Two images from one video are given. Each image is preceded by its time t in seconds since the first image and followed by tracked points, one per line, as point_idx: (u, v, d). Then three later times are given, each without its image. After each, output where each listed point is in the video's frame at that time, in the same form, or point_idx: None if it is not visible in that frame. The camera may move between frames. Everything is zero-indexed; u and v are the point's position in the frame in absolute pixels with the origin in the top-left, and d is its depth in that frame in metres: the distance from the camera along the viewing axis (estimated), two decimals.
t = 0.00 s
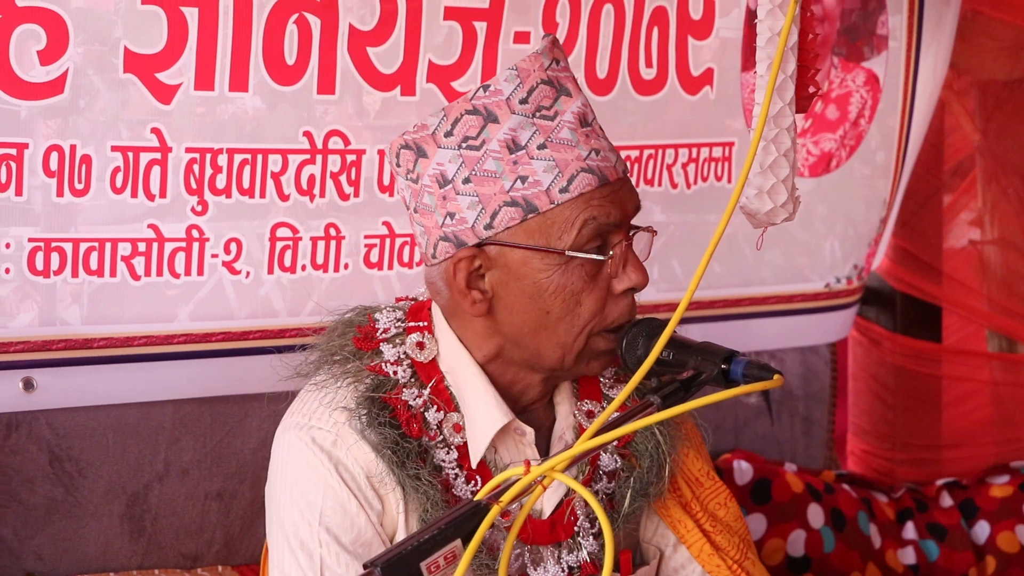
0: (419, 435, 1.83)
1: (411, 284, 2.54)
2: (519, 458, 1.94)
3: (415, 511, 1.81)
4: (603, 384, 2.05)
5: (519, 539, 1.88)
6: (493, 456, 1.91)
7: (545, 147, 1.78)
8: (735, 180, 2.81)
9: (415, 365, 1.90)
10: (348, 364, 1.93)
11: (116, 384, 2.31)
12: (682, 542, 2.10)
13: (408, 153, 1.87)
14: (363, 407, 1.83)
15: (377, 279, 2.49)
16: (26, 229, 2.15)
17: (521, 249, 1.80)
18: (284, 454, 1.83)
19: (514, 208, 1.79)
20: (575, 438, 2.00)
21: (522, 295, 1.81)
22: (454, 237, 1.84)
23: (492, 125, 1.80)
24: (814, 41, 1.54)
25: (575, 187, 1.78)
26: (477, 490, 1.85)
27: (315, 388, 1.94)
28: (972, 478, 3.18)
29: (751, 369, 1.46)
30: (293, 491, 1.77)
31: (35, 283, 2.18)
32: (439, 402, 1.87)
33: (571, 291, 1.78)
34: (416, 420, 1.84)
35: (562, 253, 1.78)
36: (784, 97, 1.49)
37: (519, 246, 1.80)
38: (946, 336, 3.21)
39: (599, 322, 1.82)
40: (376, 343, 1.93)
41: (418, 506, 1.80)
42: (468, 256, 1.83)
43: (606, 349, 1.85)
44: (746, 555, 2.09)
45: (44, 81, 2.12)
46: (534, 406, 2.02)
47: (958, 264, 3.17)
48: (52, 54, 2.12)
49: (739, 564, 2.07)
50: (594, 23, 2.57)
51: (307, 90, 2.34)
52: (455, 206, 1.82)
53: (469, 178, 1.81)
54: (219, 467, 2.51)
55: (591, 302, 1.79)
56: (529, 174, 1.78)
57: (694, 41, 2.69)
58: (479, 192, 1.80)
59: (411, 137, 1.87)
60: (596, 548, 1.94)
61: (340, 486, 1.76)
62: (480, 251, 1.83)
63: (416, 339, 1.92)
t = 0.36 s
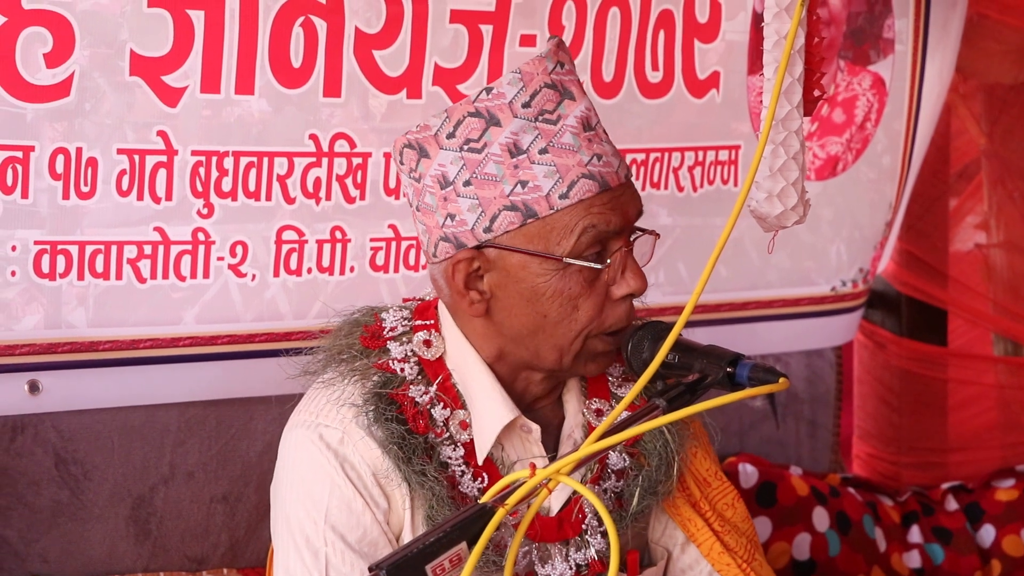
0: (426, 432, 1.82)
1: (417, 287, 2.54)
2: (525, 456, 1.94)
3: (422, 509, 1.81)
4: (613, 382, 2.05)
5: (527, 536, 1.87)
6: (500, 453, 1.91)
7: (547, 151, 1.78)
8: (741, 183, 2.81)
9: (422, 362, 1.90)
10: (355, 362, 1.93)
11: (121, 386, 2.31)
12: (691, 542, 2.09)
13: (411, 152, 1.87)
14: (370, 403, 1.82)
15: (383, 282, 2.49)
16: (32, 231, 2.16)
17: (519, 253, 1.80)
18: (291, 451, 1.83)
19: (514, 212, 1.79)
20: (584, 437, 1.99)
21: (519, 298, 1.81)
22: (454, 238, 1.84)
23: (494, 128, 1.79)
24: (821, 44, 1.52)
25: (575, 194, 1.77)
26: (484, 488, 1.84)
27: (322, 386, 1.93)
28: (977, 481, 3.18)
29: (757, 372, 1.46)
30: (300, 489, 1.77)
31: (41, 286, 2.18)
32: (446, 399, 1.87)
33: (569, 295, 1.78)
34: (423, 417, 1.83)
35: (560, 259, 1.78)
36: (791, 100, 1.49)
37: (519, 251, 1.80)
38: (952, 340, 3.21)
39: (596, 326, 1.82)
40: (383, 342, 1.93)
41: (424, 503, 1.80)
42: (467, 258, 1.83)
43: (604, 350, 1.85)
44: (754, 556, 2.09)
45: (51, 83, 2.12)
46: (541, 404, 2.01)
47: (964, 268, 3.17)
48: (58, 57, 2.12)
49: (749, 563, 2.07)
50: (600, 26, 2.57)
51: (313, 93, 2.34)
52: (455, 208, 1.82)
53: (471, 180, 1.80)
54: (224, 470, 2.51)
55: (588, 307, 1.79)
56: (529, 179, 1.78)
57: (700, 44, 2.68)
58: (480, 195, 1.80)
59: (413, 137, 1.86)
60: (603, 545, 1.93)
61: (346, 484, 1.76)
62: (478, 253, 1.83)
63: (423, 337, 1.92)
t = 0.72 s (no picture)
0: (424, 436, 1.83)
1: (418, 287, 2.54)
2: (525, 460, 1.94)
3: (420, 514, 1.81)
4: (613, 385, 2.04)
5: (526, 540, 1.86)
6: (499, 457, 1.91)
7: (562, 149, 1.78)
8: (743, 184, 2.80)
9: (422, 366, 1.90)
10: (355, 366, 1.92)
11: (122, 386, 2.31)
12: (690, 544, 2.09)
13: (428, 137, 1.87)
14: (369, 408, 1.82)
15: (385, 282, 2.49)
16: (33, 230, 2.15)
17: (523, 246, 1.79)
18: (288, 457, 1.82)
19: (522, 205, 1.78)
20: (583, 439, 1.99)
21: (519, 293, 1.80)
22: (461, 226, 1.83)
23: (513, 120, 1.79)
24: (822, 44, 1.52)
25: (585, 193, 1.77)
26: (483, 491, 1.84)
27: (322, 389, 1.93)
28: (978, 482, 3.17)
29: (757, 372, 1.45)
30: (298, 494, 1.77)
31: (42, 285, 2.18)
32: (445, 403, 1.86)
33: (568, 295, 1.77)
34: (421, 421, 1.84)
35: (564, 256, 1.77)
36: (792, 100, 1.48)
37: (522, 244, 1.79)
38: (953, 341, 3.20)
39: (593, 329, 1.80)
40: (384, 344, 1.93)
41: (422, 508, 1.80)
42: (471, 247, 1.82)
43: (598, 357, 1.84)
44: (754, 558, 2.09)
45: (52, 82, 2.12)
46: (540, 407, 2.01)
47: (965, 269, 3.16)
48: (60, 55, 2.12)
49: (748, 565, 2.07)
50: (602, 26, 2.57)
51: (315, 92, 2.33)
52: (465, 195, 1.82)
53: (483, 169, 1.80)
54: (225, 469, 2.51)
55: (587, 308, 1.78)
56: (541, 173, 1.77)
57: (702, 44, 2.68)
58: (491, 184, 1.79)
59: (433, 122, 1.86)
60: (602, 549, 1.92)
61: (344, 490, 1.76)
62: (483, 242, 1.82)
63: (423, 340, 1.92)
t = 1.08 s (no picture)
0: (418, 436, 1.82)
1: (413, 288, 2.54)
2: (519, 461, 1.93)
3: (414, 514, 1.80)
4: (607, 388, 2.04)
5: (520, 540, 1.87)
6: (494, 458, 1.91)
7: (554, 146, 1.78)
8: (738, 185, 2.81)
9: (418, 366, 1.90)
10: (350, 365, 1.92)
11: (115, 387, 2.31)
12: (684, 547, 2.09)
13: (424, 138, 1.89)
14: (363, 407, 1.82)
15: (379, 283, 2.49)
16: (27, 231, 2.15)
17: (516, 244, 1.79)
18: (284, 456, 1.82)
19: (515, 202, 1.78)
20: (578, 441, 1.99)
21: (513, 291, 1.80)
22: (456, 225, 1.84)
23: (505, 118, 1.80)
24: (817, 46, 1.52)
25: (578, 189, 1.77)
26: (477, 492, 1.83)
27: (317, 390, 1.93)
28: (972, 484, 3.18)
29: (752, 374, 1.44)
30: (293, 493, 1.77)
31: (36, 285, 2.17)
32: (440, 404, 1.86)
33: (561, 292, 1.77)
34: (415, 421, 1.83)
35: (556, 253, 1.77)
36: (787, 102, 1.48)
37: (515, 241, 1.79)
38: (948, 343, 3.21)
39: (587, 328, 1.79)
40: (379, 345, 1.93)
41: (416, 508, 1.79)
42: (465, 245, 1.82)
43: (593, 355, 1.83)
44: (747, 561, 2.08)
45: (46, 82, 2.11)
46: (535, 408, 2.01)
47: (960, 271, 3.17)
48: (54, 56, 2.11)
49: (741, 568, 2.06)
50: (597, 28, 2.57)
51: (310, 93, 2.33)
52: (459, 194, 1.83)
53: (476, 167, 1.81)
54: (219, 470, 2.51)
55: (580, 306, 1.77)
56: (534, 171, 1.77)
57: (698, 46, 2.68)
58: (484, 182, 1.80)
59: (427, 122, 1.88)
60: (596, 550, 1.93)
61: (339, 489, 1.76)
62: (477, 241, 1.83)
63: (419, 340, 1.91)
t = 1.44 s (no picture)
0: (418, 431, 1.82)
1: (411, 286, 2.54)
2: (518, 458, 1.93)
3: (413, 509, 1.80)
4: (607, 387, 2.05)
5: (517, 537, 1.86)
6: (493, 455, 1.90)
7: (555, 140, 1.78)
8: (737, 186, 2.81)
9: (419, 361, 1.90)
10: (352, 359, 1.92)
11: (111, 383, 2.30)
12: (680, 548, 2.09)
13: (431, 130, 1.90)
14: (364, 401, 1.82)
15: (377, 280, 2.49)
16: (24, 227, 2.15)
17: (513, 235, 1.78)
18: (283, 449, 1.81)
19: (513, 193, 1.78)
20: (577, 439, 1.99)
21: (508, 282, 1.80)
22: (457, 215, 1.85)
23: (508, 111, 1.80)
24: (816, 48, 1.52)
25: (575, 182, 1.76)
26: (476, 488, 1.83)
27: (318, 383, 1.93)
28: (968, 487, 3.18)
29: (748, 375, 1.44)
30: (292, 486, 1.76)
31: (33, 281, 2.17)
32: (441, 399, 1.87)
33: (555, 285, 1.76)
34: (416, 416, 1.84)
35: (552, 245, 1.76)
36: (785, 103, 1.48)
37: (512, 232, 1.79)
38: (945, 345, 3.21)
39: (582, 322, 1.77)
40: (381, 340, 1.92)
41: (415, 503, 1.79)
42: (463, 234, 1.82)
43: (590, 350, 1.81)
44: (744, 563, 2.08)
45: (45, 78, 2.11)
46: (535, 407, 2.00)
47: (957, 274, 3.17)
48: (53, 51, 2.11)
49: (737, 570, 2.06)
50: (596, 28, 2.58)
51: (309, 91, 2.33)
52: (461, 184, 1.83)
53: (477, 158, 1.81)
54: (215, 467, 2.51)
55: (575, 299, 1.76)
56: (533, 163, 1.77)
57: (697, 47, 2.68)
58: (484, 173, 1.80)
59: (434, 114, 1.89)
60: (594, 549, 1.93)
61: (339, 483, 1.75)
62: (476, 230, 1.82)
63: (421, 336, 1.92)
